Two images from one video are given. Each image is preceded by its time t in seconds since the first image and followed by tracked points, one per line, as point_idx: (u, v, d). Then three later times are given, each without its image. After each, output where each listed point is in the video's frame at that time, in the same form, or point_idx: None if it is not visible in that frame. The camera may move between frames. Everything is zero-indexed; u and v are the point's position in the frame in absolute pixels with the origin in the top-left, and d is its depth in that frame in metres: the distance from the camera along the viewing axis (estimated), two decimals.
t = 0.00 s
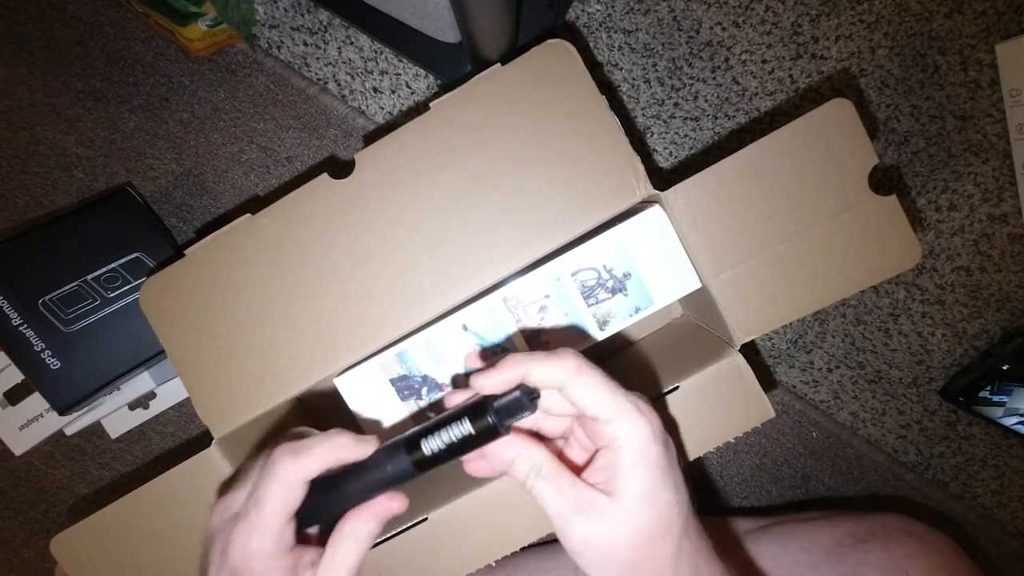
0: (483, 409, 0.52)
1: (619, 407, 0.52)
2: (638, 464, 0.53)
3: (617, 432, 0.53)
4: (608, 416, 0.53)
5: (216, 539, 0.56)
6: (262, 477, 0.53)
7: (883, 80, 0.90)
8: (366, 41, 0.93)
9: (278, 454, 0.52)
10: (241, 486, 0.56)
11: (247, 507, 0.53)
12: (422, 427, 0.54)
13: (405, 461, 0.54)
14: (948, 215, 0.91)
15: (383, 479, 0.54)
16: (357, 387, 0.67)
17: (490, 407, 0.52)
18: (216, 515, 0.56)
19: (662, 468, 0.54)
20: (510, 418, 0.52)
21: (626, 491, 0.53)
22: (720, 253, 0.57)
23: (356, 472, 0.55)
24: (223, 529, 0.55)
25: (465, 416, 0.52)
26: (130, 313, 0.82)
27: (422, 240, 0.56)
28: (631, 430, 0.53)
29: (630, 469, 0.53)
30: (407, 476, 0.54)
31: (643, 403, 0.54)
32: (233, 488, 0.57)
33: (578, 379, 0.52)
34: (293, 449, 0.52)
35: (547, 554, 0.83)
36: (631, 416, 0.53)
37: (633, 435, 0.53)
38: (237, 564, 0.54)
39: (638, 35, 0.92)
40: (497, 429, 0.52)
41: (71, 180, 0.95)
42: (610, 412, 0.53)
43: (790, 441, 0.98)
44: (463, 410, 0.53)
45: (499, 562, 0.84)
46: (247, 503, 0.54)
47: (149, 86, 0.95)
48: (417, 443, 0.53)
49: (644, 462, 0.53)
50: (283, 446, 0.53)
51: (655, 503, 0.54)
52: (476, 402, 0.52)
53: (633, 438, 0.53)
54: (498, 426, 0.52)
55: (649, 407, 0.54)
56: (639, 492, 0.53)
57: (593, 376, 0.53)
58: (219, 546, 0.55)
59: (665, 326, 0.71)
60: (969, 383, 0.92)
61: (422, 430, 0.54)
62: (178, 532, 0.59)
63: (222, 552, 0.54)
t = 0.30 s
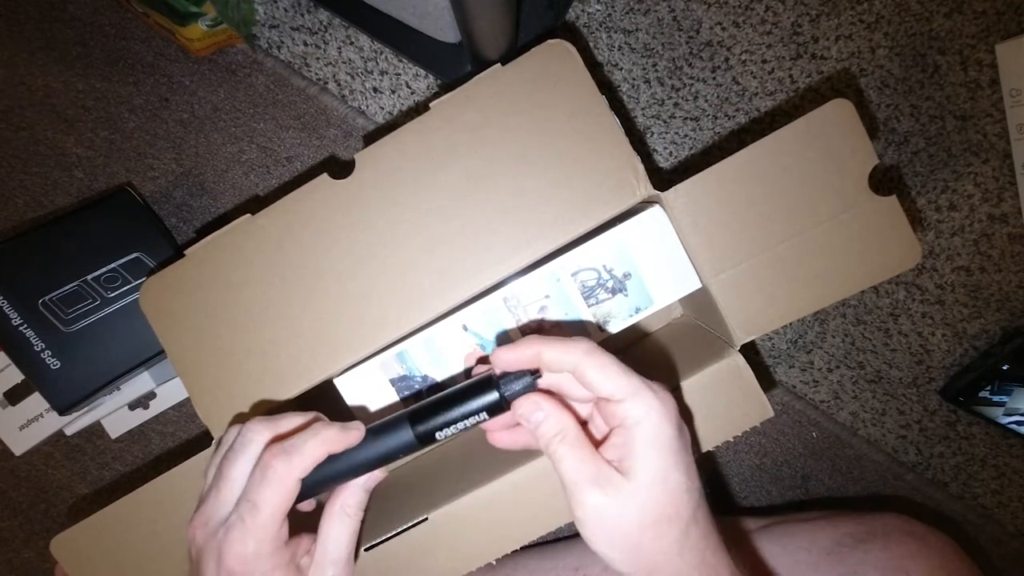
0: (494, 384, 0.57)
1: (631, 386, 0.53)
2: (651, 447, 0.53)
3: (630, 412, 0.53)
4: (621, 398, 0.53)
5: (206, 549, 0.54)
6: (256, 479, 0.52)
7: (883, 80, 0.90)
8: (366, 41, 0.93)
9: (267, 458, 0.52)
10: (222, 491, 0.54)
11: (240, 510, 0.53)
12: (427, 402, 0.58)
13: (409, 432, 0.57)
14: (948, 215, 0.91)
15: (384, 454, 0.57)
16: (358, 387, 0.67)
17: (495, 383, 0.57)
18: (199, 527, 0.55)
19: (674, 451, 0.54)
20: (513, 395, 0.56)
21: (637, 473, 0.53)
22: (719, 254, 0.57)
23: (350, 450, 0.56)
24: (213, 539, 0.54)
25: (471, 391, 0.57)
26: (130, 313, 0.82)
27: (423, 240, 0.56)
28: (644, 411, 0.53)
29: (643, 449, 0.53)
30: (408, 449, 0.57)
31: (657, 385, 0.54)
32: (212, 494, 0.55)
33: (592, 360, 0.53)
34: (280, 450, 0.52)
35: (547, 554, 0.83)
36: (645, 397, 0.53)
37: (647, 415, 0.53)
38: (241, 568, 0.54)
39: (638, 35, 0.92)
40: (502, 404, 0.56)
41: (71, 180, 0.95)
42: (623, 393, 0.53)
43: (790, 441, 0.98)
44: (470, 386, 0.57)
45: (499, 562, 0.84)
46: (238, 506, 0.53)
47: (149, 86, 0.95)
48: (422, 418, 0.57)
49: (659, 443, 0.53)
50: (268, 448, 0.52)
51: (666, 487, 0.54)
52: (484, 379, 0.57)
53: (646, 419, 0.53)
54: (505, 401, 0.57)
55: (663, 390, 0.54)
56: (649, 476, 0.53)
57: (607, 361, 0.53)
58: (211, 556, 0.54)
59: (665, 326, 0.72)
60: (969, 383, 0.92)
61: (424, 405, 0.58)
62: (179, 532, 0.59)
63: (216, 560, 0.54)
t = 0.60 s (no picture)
0: (505, 382, 0.57)
1: (636, 389, 0.53)
2: (655, 449, 0.53)
3: (636, 415, 0.53)
4: (627, 399, 0.53)
5: (225, 532, 0.55)
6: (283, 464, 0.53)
7: (883, 80, 0.90)
8: (366, 41, 0.93)
9: (296, 442, 0.53)
10: (247, 475, 0.55)
11: (263, 493, 0.54)
12: (438, 399, 0.58)
13: (422, 429, 0.57)
14: (948, 215, 0.91)
15: (399, 450, 0.57)
16: (358, 388, 0.68)
17: (507, 380, 0.56)
18: (219, 510, 0.55)
19: (679, 454, 0.54)
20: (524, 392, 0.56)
21: (640, 473, 0.54)
22: (719, 254, 0.57)
23: (369, 444, 0.57)
24: (233, 522, 0.54)
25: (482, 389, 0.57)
26: (130, 313, 0.82)
27: (423, 240, 0.56)
28: (649, 413, 0.52)
29: (645, 451, 0.53)
30: (422, 446, 0.57)
31: (664, 387, 0.53)
32: (237, 478, 0.56)
33: (598, 363, 0.53)
34: (309, 436, 0.53)
35: (547, 554, 0.83)
36: (650, 399, 0.52)
37: (651, 418, 0.53)
38: (258, 550, 0.55)
39: (638, 35, 0.92)
40: (514, 402, 0.56)
41: (71, 180, 0.95)
42: (629, 395, 0.53)
43: (790, 441, 0.98)
44: (481, 383, 0.57)
45: (499, 562, 0.84)
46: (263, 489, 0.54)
47: (149, 86, 0.95)
48: (433, 416, 0.57)
49: (663, 446, 0.53)
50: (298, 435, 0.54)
51: (669, 488, 0.54)
52: (496, 377, 0.57)
53: (651, 421, 0.53)
54: (517, 399, 0.56)
55: (670, 393, 0.53)
56: (652, 476, 0.53)
57: (614, 364, 0.53)
58: (229, 539, 0.54)
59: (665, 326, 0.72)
60: (969, 383, 0.92)
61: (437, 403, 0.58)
62: (179, 532, 0.59)
63: (234, 542, 0.54)
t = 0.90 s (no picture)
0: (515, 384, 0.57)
1: (647, 390, 0.53)
2: (665, 450, 0.53)
3: (646, 415, 0.53)
4: (637, 400, 0.53)
5: (229, 533, 0.55)
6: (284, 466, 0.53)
7: (883, 80, 0.90)
8: (366, 41, 0.93)
9: (299, 443, 0.53)
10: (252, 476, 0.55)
11: (266, 495, 0.54)
12: (448, 402, 0.58)
13: (432, 433, 0.57)
14: (948, 215, 0.91)
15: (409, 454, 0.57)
16: (358, 388, 0.67)
17: (516, 382, 0.57)
18: (225, 510, 0.55)
19: (689, 454, 0.54)
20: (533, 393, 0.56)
21: (650, 473, 0.54)
22: (719, 254, 0.57)
23: (375, 448, 0.57)
24: (237, 523, 0.54)
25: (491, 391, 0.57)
26: (130, 313, 0.82)
27: (423, 240, 0.56)
28: (660, 414, 0.53)
29: (656, 452, 0.53)
30: (433, 449, 0.57)
31: (673, 387, 0.54)
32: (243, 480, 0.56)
33: (609, 363, 0.53)
34: (312, 438, 0.53)
35: (547, 554, 0.83)
36: (661, 400, 0.52)
37: (662, 419, 0.53)
38: (261, 552, 0.54)
39: (638, 35, 0.92)
40: (524, 403, 0.56)
41: (71, 180, 0.95)
42: (639, 395, 0.53)
43: (790, 441, 0.98)
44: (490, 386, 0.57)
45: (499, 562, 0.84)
46: (266, 491, 0.54)
47: (149, 86, 0.95)
48: (443, 418, 0.57)
49: (673, 446, 0.53)
50: (301, 438, 0.54)
51: (678, 489, 0.54)
52: (504, 379, 0.57)
53: (662, 422, 0.53)
54: (527, 400, 0.56)
55: (680, 393, 0.53)
56: (662, 477, 0.54)
57: (624, 365, 0.53)
58: (233, 539, 0.55)
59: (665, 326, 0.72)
60: (969, 383, 0.92)
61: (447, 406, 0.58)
62: (178, 531, 0.59)
63: (238, 543, 0.54)
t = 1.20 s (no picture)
0: (519, 380, 0.56)
1: (653, 390, 0.52)
2: (669, 450, 0.53)
3: (651, 415, 0.53)
4: (642, 399, 0.53)
5: (215, 529, 0.56)
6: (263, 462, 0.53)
7: (883, 80, 0.90)
8: (366, 41, 0.93)
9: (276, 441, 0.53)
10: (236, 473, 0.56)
11: (246, 492, 0.54)
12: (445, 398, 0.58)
13: (431, 426, 0.56)
14: (948, 215, 0.91)
15: (407, 448, 0.57)
16: (358, 388, 0.67)
17: (520, 377, 0.56)
18: (212, 507, 0.56)
19: (695, 454, 0.54)
20: (538, 389, 0.56)
21: (653, 473, 0.54)
22: (719, 254, 0.57)
23: (365, 444, 0.57)
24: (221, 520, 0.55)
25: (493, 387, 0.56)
26: (130, 313, 0.82)
27: (423, 240, 0.56)
28: (665, 414, 0.52)
29: (661, 452, 0.53)
30: (431, 443, 0.57)
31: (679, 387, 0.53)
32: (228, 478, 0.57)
33: (614, 362, 0.53)
34: (290, 435, 0.53)
35: (547, 554, 0.83)
36: (667, 400, 0.52)
37: (668, 418, 0.52)
38: (242, 549, 0.55)
39: (638, 35, 0.92)
40: (529, 398, 0.56)
41: (71, 180, 0.95)
42: (644, 394, 0.53)
43: (790, 441, 0.98)
44: (492, 381, 0.57)
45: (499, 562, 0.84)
46: (246, 488, 0.54)
47: (149, 86, 0.95)
48: (444, 413, 0.57)
49: (679, 447, 0.53)
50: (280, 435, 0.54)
51: (683, 489, 0.54)
52: (507, 375, 0.57)
53: (667, 421, 0.52)
54: (529, 397, 0.56)
55: (685, 393, 0.53)
56: (666, 477, 0.53)
57: (630, 364, 0.53)
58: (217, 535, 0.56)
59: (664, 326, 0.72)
60: (969, 383, 0.92)
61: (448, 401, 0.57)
62: (177, 531, 0.59)
63: (222, 538, 0.55)
